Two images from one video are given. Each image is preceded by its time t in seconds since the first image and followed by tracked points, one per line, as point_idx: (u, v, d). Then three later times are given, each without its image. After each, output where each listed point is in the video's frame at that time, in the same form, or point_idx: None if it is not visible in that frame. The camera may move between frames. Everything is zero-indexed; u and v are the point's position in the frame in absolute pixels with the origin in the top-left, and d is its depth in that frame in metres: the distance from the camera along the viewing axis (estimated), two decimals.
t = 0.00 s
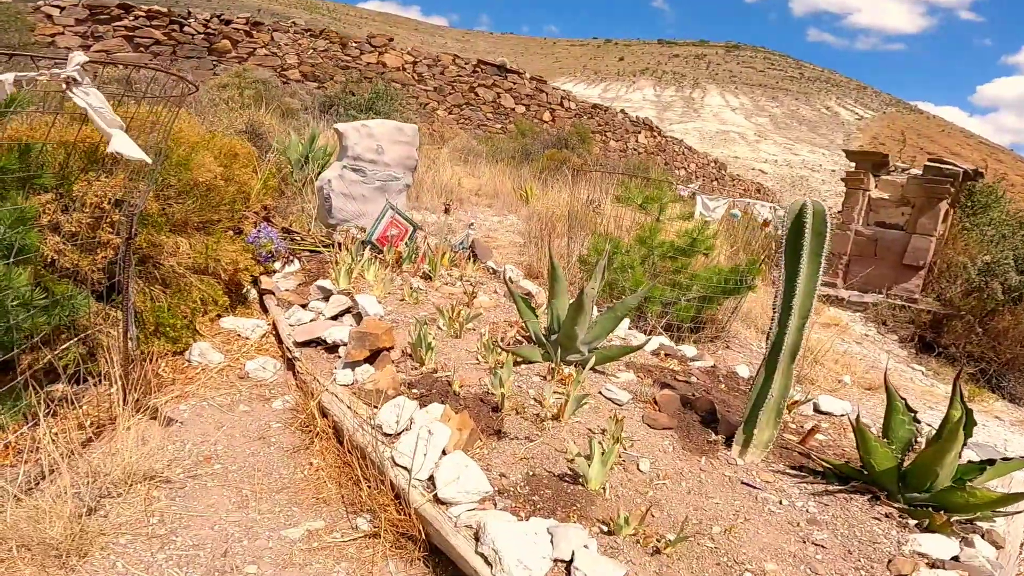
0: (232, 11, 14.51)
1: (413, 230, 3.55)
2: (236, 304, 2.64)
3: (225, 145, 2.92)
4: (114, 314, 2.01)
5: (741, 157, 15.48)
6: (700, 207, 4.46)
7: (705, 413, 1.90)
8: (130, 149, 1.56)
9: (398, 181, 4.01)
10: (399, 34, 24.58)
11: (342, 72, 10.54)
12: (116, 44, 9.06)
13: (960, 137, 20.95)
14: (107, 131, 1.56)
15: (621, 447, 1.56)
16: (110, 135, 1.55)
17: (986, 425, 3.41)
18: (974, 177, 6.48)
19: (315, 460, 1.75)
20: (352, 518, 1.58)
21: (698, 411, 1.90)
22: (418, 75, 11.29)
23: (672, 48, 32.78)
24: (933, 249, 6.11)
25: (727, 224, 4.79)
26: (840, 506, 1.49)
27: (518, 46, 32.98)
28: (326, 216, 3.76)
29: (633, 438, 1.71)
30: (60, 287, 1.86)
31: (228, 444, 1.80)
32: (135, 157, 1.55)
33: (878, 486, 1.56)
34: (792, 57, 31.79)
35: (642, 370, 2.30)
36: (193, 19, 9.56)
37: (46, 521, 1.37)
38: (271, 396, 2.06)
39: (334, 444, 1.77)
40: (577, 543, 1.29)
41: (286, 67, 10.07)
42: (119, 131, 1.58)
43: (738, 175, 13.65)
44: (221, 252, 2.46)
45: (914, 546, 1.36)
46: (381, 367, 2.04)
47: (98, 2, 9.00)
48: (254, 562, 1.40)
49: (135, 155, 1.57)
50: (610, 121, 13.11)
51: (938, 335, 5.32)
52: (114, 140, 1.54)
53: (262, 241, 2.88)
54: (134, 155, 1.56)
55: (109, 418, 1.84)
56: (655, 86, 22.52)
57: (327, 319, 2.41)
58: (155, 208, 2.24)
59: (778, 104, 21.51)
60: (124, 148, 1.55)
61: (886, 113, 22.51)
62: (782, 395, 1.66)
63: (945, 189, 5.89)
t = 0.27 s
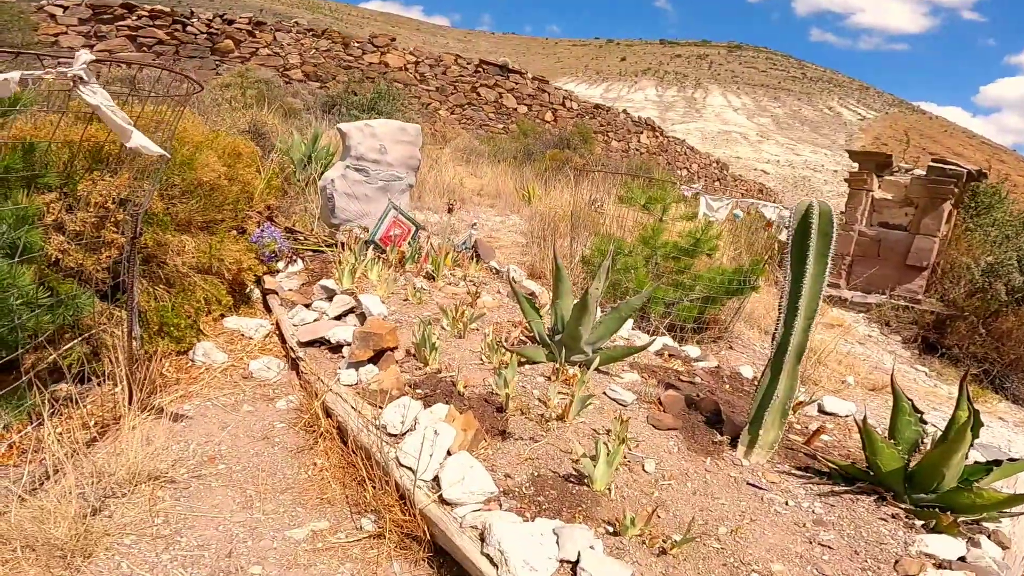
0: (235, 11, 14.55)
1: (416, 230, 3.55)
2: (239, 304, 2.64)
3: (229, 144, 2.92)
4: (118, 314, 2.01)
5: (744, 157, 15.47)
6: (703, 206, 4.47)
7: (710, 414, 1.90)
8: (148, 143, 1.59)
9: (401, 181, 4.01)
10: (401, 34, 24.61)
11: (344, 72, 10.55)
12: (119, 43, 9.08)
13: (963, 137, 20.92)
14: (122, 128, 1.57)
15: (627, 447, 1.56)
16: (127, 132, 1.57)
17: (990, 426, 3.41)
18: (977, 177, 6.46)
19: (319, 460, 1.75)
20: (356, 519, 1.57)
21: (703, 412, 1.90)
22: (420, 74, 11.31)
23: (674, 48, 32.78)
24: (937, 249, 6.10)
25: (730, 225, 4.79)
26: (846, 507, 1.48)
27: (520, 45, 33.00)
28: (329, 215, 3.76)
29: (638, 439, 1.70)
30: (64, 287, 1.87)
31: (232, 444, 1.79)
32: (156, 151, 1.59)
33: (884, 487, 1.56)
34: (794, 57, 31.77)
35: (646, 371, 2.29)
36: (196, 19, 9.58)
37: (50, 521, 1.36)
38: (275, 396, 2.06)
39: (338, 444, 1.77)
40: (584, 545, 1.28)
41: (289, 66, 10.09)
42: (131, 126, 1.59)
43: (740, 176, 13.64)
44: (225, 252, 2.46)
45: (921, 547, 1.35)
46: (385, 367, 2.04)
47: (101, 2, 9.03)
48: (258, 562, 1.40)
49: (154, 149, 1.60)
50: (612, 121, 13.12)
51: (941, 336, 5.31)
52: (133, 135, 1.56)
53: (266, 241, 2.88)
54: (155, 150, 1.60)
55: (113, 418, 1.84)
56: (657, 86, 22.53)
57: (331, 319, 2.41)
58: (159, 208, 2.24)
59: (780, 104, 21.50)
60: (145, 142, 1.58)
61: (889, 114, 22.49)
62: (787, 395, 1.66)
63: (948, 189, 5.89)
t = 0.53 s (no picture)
0: (238, 11, 14.60)
1: (420, 229, 3.56)
2: (244, 302, 2.65)
3: (234, 143, 2.93)
4: (123, 312, 2.01)
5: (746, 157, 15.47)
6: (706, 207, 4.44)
7: (714, 412, 1.90)
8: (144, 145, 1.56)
9: (405, 180, 4.01)
10: (404, 34, 24.65)
11: (347, 71, 10.55)
12: (123, 43, 9.12)
13: (967, 138, 20.89)
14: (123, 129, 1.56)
15: (631, 445, 1.56)
16: (126, 132, 1.56)
17: (993, 426, 3.41)
18: (981, 177, 6.45)
19: (324, 458, 1.76)
20: (360, 516, 1.58)
21: (707, 411, 1.90)
22: (423, 74, 11.32)
23: (677, 49, 32.78)
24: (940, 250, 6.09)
25: (733, 225, 4.79)
26: (849, 505, 1.49)
27: (522, 45, 33.03)
28: (333, 215, 3.77)
29: (642, 437, 1.71)
30: (70, 285, 1.87)
31: (237, 442, 1.80)
32: (150, 152, 1.54)
33: (888, 485, 1.56)
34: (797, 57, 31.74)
35: (649, 370, 2.30)
36: (199, 18, 9.61)
37: (58, 518, 1.37)
38: (279, 394, 2.07)
39: (342, 442, 1.78)
40: (588, 542, 1.29)
41: (292, 66, 10.11)
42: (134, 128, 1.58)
43: (742, 176, 13.64)
44: (230, 250, 2.46)
45: (924, 545, 1.35)
46: (389, 366, 2.05)
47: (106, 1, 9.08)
48: (264, 560, 1.41)
49: (150, 152, 1.57)
50: (614, 121, 13.12)
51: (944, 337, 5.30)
52: (129, 135, 1.55)
53: (270, 239, 2.89)
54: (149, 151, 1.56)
55: (119, 415, 1.85)
56: (659, 86, 22.53)
57: (336, 317, 2.41)
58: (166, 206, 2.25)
59: (783, 104, 21.49)
60: (139, 144, 1.55)
61: (892, 114, 22.47)
62: (791, 394, 1.66)
63: (952, 189, 5.88)
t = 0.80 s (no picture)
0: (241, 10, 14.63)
1: (423, 228, 3.56)
2: (248, 301, 2.66)
3: (239, 142, 2.93)
4: (129, 311, 2.01)
5: (749, 157, 15.46)
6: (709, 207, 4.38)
7: (719, 412, 1.90)
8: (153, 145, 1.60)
9: (408, 180, 4.00)
10: (406, 33, 24.66)
11: (350, 71, 10.50)
12: (126, 42, 9.14)
13: (970, 138, 20.85)
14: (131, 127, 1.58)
15: (637, 444, 1.56)
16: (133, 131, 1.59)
17: (998, 427, 3.41)
18: (985, 177, 6.44)
19: (329, 457, 1.76)
20: (366, 516, 1.58)
21: (712, 411, 1.90)
22: (425, 74, 11.33)
23: (679, 48, 32.76)
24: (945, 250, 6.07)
25: (737, 224, 4.78)
26: (857, 505, 1.48)
27: (524, 45, 33.04)
28: (337, 214, 3.77)
29: (648, 436, 1.71)
30: (77, 283, 1.86)
31: (243, 441, 1.80)
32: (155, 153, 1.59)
33: (895, 485, 1.56)
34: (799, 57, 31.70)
35: (654, 369, 2.30)
36: (202, 18, 9.63)
37: (65, 518, 1.37)
38: (285, 393, 2.07)
39: (348, 442, 1.78)
40: (596, 541, 1.28)
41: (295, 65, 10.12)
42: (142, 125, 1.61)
43: (745, 176, 13.64)
44: (235, 249, 2.46)
45: (932, 544, 1.35)
46: (394, 365, 2.05)
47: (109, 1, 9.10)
48: (270, 560, 1.41)
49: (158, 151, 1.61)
50: (617, 121, 13.12)
51: (948, 337, 5.36)
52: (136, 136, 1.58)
53: (274, 238, 2.89)
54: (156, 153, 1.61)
55: (125, 414, 1.86)
56: (661, 85, 22.53)
57: (340, 316, 2.41)
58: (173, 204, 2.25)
59: (785, 104, 21.47)
60: (147, 144, 1.58)
61: (895, 114, 22.44)
62: (798, 394, 1.65)
63: (956, 189, 5.85)
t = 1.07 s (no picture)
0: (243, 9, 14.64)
1: (427, 227, 3.57)
2: (253, 300, 2.66)
3: (243, 141, 2.94)
4: (135, 311, 2.01)
5: (752, 156, 15.43)
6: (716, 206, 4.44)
7: (726, 412, 1.89)
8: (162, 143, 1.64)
9: (412, 179, 3.97)
10: (408, 32, 24.66)
11: (352, 70, 10.60)
12: (130, 41, 9.16)
13: (973, 137, 20.81)
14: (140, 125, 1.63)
15: (644, 445, 1.55)
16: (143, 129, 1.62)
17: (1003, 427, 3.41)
18: (990, 176, 6.43)
19: (335, 458, 1.76)
20: (373, 516, 1.58)
21: (718, 411, 1.89)
22: (427, 72, 11.33)
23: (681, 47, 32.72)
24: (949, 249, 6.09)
25: (741, 224, 4.78)
26: (865, 505, 1.48)
27: (526, 44, 33.03)
28: (341, 213, 3.78)
29: (655, 436, 1.70)
30: (83, 283, 1.88)
31: (249, 441, 1.80)
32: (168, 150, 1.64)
33: (903, 485, 1.55)
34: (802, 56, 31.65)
35: (660, 369, 2.29)
36: (205, 17, 9.64)
37: (73, 519, 1.37)
38: (290, 394, 2.07)
39: (354, 442, 1.78)
40: (603, 542, 1.28)
41: (298, 64, 10.13)
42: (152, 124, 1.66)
43: (748, 175, 13.63)
44: (240, 248, 2.46)
45: (941, 545, 1.34)
46: (400, 365, 2.05)
47: None
48: (278, 561, 1.41)
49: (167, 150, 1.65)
50: (619, 120, 13.12)
51: (952, 337, 5.38)
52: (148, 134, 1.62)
53: (278, 238, 2.89)
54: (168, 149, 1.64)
55: (131, 414, 1.87)
56: (663, 84, 22.51)
57: (345, 316, 2.41)
58: (180, 204, 2.25)
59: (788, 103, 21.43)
60: (157, 142, 1.62)
61: (898, 113, 22.39)
62: (806, 393, 1.65)
63: (963, 190, 5.89)
